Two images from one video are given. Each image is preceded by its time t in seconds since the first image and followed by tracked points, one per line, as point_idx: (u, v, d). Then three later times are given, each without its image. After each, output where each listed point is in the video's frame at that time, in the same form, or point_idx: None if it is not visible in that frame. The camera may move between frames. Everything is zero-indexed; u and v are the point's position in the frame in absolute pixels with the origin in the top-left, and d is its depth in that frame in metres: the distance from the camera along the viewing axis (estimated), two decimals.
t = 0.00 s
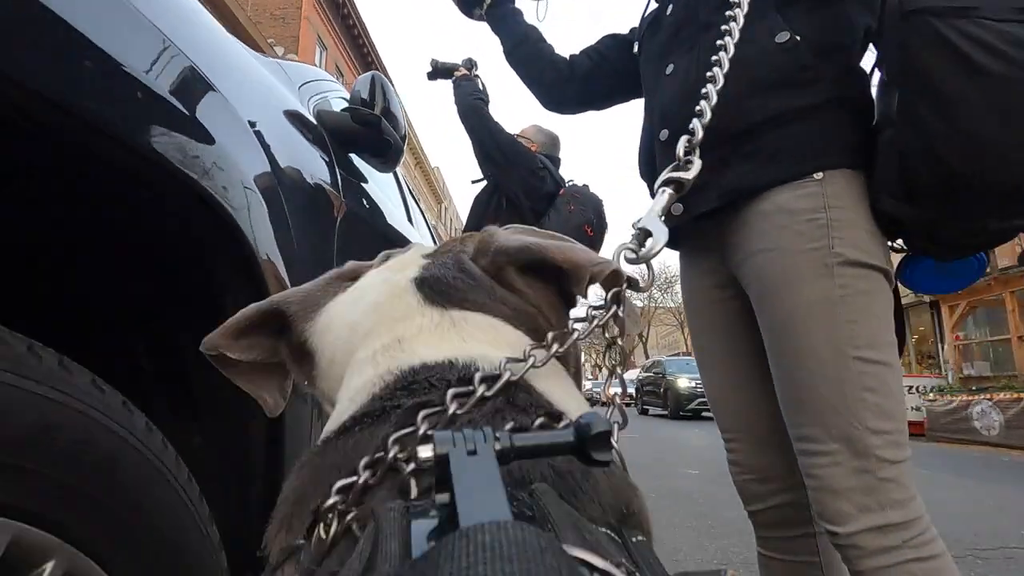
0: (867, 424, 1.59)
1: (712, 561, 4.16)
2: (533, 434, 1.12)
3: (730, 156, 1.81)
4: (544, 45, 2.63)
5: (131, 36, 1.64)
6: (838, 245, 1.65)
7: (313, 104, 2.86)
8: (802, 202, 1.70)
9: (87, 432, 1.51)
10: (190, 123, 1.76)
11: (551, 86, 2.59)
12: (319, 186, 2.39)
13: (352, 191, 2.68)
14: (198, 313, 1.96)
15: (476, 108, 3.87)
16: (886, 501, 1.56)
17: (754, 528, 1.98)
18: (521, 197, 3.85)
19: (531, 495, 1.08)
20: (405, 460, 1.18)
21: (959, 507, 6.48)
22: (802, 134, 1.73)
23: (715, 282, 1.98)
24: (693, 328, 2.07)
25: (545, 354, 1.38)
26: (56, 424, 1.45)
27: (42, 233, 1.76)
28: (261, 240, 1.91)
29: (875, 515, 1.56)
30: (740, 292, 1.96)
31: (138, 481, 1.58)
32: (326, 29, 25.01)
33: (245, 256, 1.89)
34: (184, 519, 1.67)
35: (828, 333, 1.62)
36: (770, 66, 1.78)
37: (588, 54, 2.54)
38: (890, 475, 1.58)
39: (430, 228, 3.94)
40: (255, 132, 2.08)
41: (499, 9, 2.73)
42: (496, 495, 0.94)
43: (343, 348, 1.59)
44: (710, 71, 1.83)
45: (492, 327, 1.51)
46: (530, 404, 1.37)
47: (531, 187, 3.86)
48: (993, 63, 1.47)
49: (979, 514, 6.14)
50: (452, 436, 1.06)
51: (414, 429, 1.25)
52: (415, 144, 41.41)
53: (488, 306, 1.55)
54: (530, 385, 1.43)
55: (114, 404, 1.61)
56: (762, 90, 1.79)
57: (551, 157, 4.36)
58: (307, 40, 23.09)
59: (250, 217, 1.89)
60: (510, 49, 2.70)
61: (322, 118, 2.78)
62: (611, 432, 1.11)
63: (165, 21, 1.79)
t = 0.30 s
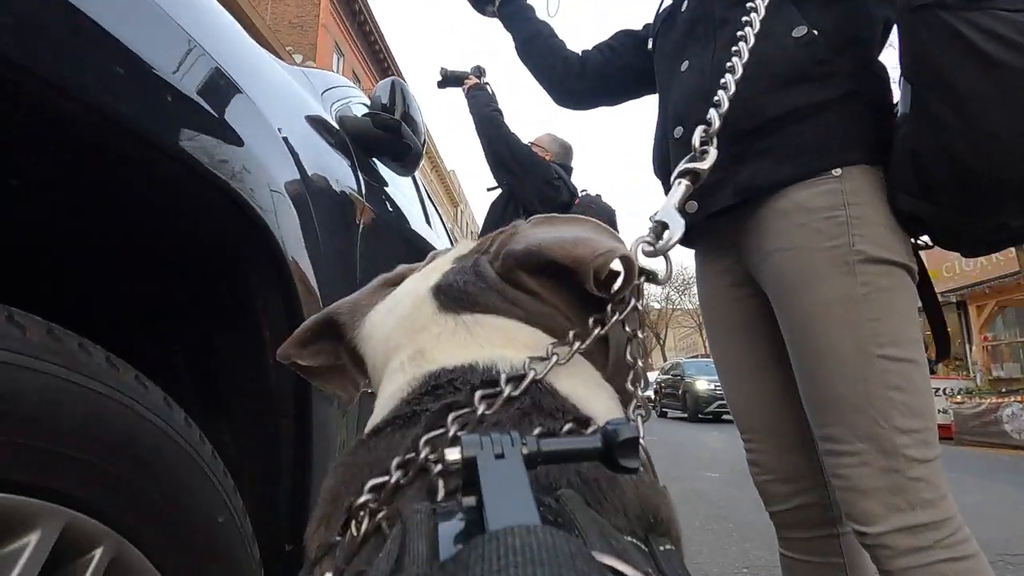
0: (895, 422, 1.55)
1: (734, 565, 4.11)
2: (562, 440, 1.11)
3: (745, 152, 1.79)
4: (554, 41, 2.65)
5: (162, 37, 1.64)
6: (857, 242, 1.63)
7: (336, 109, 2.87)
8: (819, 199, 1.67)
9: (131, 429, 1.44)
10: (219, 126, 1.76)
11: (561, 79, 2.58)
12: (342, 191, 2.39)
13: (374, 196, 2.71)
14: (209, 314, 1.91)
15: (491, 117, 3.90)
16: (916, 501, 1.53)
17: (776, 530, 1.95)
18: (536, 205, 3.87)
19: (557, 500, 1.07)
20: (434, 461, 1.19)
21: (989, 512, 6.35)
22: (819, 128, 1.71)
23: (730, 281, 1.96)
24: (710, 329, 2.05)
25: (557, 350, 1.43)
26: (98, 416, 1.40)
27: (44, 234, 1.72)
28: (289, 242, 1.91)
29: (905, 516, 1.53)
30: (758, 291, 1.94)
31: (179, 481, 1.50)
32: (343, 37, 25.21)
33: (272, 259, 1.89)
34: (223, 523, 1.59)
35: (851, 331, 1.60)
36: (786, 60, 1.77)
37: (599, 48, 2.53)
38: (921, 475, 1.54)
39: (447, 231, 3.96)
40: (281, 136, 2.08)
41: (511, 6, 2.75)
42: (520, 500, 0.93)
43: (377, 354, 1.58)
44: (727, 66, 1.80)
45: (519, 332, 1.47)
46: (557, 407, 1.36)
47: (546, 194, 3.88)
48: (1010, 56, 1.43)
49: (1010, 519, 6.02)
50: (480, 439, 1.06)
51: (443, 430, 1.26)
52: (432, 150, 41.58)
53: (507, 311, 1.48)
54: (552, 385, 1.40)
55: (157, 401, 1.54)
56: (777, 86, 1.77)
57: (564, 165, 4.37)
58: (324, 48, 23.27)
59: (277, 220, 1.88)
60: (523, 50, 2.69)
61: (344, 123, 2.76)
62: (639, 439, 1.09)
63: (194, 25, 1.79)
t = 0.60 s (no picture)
0: (894, 428, 1.52)
1: (745, 570, 4.06)
2: (555, 454, 1.09)
3: (740, 154, 1.78)
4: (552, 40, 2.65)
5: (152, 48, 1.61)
6: (854, 244, 1.60)
7: (336, 114, 2.86)
8: (814, 199, 1.65)
9: (111, 432, 1.45)
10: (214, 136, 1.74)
11: (561, 78, 2.60)
12: (340, 199, 2.38)
13: (377, 200, 2.71)
14: (205, 314, 1.92)
15: (495, 119, 3.90)
16: (917, 508, 1.49)
17: (779, 535, 1.92)
18: (541, 207, 3.84)
19: (546, 516, 1.04)
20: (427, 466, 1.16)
21: (1010, 515, 6.22)
22: (814, 127, 1.69)
23: (730, 283, 1.94)
24: (710, 331, 2.03)
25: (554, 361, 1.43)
26: (78, 422, 1.40)
27: (42, 234, 1.72)
28: (285, 252, 1.90)
29: (906, 523, 1.49)
30: (757, 292, 1.92)
31: (160, 486, 1.50)
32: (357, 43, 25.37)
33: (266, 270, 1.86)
34: (210, 527, 1.58)
35: (850, 335, 1.57)
36: (779, 59, 1.74)
37: (599, 46, 2.53)
38: (921, 481, 1.50)
39: (455, 234, 3.97)
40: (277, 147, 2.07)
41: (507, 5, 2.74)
42: (509, 516, 0.91)
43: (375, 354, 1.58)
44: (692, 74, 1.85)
45: (521, 341, 1.49)
46: (552, 420, 1.35)
47: (550, 197, 3.84)
48: (976, 52, 1.37)
49: None
50: (473, 449, 1.04)
51: (438, 435, 1.24)
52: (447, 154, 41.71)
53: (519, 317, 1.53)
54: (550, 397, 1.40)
55: (139, 407, 1.54)
56: (769, 85, 1.75)
57: (570, 167, 4.35)
58: (338, 54, 23.43)
59: (274, 230, 1.87)
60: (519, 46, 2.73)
61: (344, 129, 2.76)
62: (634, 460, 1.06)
63: (186, 37, 1.77)
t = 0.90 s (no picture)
0: (908, 432, 1.48)
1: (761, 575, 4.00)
2: (560, 465, 1.05)
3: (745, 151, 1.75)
4: (556, 24, 2.76)
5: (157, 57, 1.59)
6: (864, 242, 1.56)
7: (343, 118, 2.85)
8: (822, 197, 1.62)
9: (111, 436, 1.42)
10: (218, 140, 1.71)
11: (564, 62, 2.69)
12: (345, 202, 2.35)
13: (385, 203, 2.70)
14: (203, 317, 1.90)
15: (504, 120, 3.89)
16: (932, 515, 1.45)
17: (792, 542, 1.89)
18: (548, 207, 3.80)
19: (551, 529, 1.01)
20: (431, 476, 1.15)
21: None
22: (821, 123, 1.65)
23: (739, 284, 1.91)
24: (718, 333, 2.00)
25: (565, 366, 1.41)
26: (75, 425, 1.37)
27: (39, 234, 1.63)
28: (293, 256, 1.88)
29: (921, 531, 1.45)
30: (766, 293, 1.88)
31: (160, 490, 1.47)
32: (370, 47, 25.47)
33: (271, 273, 1.83)
34: (210, 529, 1.55)
35: (861, 337, 1.53)
36: (785, 54, 1.71)
37: (604, 33, 2.62)
38: (936, 487, 1.46)
39: (465, 236, 3.95)
40: (283, 151, 2.05)
41: None
42: (513, 529, 0.89)
43: (382, 357, 1.61)
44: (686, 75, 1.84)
45: (528, 360, 1.55)
46: (554, 431, 1.35)
47: (558, 198, 3.82)
48: (990, 39, 1.35)
49: None
50: (475, 460, 1.01)
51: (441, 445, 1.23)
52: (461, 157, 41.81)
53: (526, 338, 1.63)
54: (553, 410, 1.41)
55: (139, 410, 1.52)
56: (774, 80, 1.72)
57: (580, 168, 4.31)
58: (351, 59, 23.53)
59: (281, 234, 1.85)
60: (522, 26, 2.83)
61: (350, 132, 2.76)
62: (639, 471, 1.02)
63: (190, 43, 1.74)
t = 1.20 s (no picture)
0: (926, 434, 1.45)
1: None
2: (568, 472, 1.04)
3: (756, 149, 1.73)
4: (563, 19, 2.75)
5: (169, 62, 1.58)
6: (879, 240, 1.53)
7: (353, 120, 2.86)
8: (836, 194, 1.59)
9: (123, 440, 1.41)
10: (228, 144, 1.70)
11: (570, 58, 2.69)
12: (355, 206, 2.35)
13: (395, 205, 2.69)
14: (203, 327, 1.84)
15: (514, 121, 3.89)
16: (951, 519, 1.42)
17: (805, 545, 1.86)
18: (557, 207, 3.80)
19: (560, 537, 0.99)
20: (442, 481, 1.12)
21: None
22: (834, 119, 1.63)
23: (750, 284, 1.88)
24: (729, 334, 1.98)
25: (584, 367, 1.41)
26: (87, 427, 1.36)
27: (38, 233, 1.56)
28: (303, 259, 1.88)
29: (938, 535, 1.42)
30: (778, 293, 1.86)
31: (173, 493, 1.46)
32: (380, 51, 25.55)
33: (281, 277, 1.82)
34: (222, 531, 1.55)
35: (877, 336, 1.51)
36: (797, 50, 1.69)
37: (612, 29, 2.61)
38: (955, 490, 1.43)
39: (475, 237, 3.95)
40: (294, 153, 2.05)
41: None
42: (522, 535, 0.87)
43: (406, 356, 1.60)
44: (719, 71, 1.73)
45: (547, 371, 1.54)
46: (569, 439, 1.33)
47: (570, 202, 3.81)
48: None
49: None
50: (485, 466, 0.99)
51: (455, 450, 1.22)
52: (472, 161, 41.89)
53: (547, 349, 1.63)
54: (570, 420, 1.40)
55: (151, 412, 1.51)
56: (787, 75, 1.70)
57: (590, 169, 4.30)
58: (362, 64, 23.60)
59: (292, 238, 1.85)
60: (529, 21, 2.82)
61: (360, 136, 2.76)
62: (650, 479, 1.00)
63: (202, 48, 1.74)
